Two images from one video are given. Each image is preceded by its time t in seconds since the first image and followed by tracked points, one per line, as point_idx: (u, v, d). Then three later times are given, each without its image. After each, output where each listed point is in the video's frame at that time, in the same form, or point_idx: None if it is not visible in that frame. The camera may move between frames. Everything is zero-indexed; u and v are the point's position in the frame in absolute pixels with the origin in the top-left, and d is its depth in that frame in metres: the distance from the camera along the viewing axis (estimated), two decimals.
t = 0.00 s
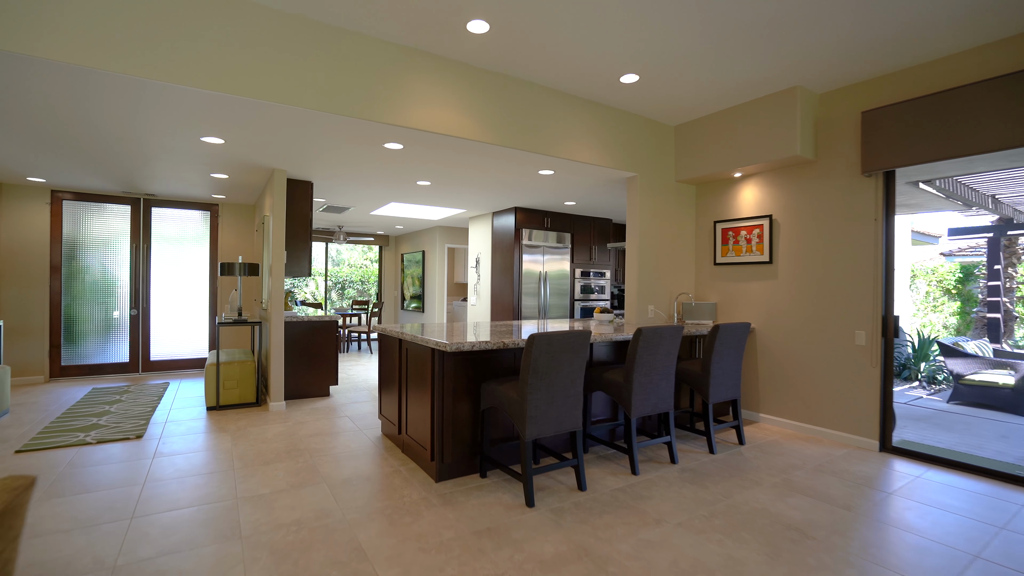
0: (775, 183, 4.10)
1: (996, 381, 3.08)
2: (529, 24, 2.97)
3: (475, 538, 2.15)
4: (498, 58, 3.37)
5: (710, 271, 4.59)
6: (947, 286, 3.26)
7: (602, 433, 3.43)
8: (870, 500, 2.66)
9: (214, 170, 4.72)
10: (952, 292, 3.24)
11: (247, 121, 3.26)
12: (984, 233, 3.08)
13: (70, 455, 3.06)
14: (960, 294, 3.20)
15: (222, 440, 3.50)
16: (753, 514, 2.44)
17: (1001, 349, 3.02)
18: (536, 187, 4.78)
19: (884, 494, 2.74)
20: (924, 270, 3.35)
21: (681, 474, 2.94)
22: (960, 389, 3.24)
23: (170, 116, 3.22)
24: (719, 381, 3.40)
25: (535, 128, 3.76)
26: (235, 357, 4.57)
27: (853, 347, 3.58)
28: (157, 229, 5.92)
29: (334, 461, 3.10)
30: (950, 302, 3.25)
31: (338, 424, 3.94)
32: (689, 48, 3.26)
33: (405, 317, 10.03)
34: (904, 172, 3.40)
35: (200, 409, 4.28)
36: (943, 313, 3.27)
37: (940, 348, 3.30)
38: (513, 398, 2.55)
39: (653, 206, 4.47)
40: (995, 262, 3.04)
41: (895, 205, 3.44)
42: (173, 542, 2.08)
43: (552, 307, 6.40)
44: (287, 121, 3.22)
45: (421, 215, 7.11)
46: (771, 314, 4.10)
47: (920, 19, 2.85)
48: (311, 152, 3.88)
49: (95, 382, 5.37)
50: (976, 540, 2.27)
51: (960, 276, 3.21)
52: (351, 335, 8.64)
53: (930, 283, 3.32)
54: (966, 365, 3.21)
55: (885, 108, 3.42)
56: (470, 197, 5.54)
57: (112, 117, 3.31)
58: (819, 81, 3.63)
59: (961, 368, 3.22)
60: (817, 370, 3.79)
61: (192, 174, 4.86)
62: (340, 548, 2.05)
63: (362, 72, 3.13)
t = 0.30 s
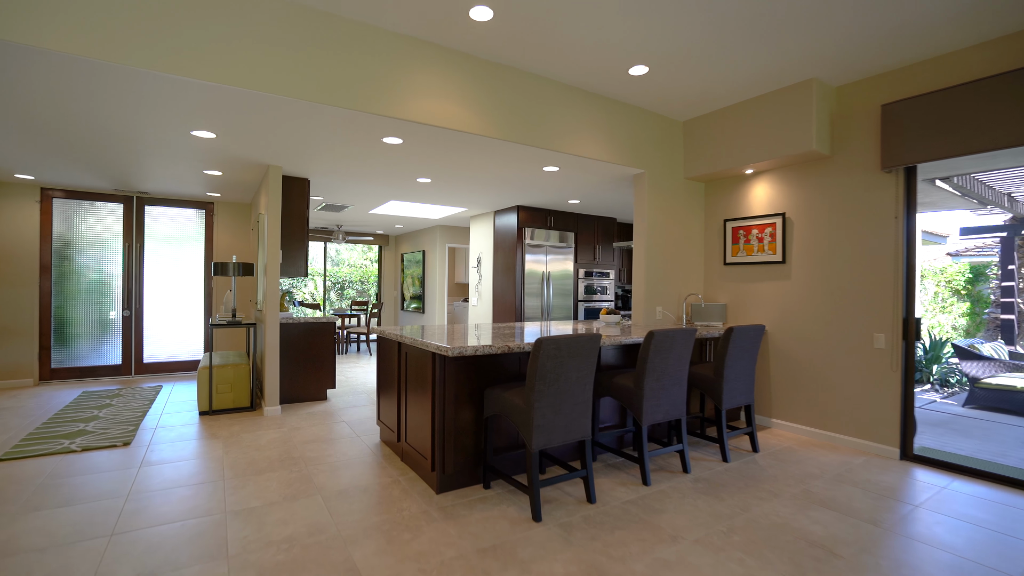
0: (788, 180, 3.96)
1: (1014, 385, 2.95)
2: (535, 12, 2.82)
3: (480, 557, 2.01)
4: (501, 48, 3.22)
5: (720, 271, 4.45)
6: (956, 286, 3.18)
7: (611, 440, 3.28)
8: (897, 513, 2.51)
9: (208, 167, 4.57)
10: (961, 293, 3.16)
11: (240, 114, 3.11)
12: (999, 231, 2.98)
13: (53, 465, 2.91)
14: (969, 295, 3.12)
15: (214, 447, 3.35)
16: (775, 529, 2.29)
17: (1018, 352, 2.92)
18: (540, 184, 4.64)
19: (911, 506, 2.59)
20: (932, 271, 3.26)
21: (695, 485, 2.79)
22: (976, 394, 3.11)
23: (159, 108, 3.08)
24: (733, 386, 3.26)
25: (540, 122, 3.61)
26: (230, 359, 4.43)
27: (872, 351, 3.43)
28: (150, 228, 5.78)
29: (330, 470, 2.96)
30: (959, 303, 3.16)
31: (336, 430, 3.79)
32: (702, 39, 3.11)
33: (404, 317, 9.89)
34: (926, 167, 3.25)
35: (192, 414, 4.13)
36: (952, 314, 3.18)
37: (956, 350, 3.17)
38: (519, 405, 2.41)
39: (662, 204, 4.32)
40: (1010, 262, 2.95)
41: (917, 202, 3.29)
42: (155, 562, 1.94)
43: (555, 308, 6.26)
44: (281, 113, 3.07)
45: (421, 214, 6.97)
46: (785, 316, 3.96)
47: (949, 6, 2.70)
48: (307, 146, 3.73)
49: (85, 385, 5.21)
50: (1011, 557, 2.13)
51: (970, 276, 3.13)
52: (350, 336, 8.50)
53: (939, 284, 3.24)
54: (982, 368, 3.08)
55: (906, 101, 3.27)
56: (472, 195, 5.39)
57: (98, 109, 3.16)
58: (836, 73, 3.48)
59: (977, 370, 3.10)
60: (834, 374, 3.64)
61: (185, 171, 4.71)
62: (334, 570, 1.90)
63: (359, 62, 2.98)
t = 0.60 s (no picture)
0: (805, 177, 3.81)
1: None
2: None
3: None
4: (506, 36, 3.06)
5: (732, 271, 4.30)
6: (966, 287, 3.09)
7: (621, 449, 3.13)
8: (930, 528, 2.35)
9: (201, 163, 4.42)
10: (973, 294, 3.08)
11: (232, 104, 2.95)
12: (1012, 229, 2.90)
13: (34, 475, 2.75)
14: (981, 296, 3.04)
15: (206, 455, 3.20)
16: (802, 548, 2.14)
17: None
18: (545, 180, 4.48)
19: (943, 521, 2.43)
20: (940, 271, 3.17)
21: (713, 497, 2.64)
22: (994, 398, 2.99)
23: (146, 99, 2.92)
24: (750, 391, 3.11)
25: (547, 115, 3.46)
26: (224, 362, 4.27)
27: (896, 354, 3.27)
28: (144, 227, 5.63)
29: (327, 481, 2.80)
30: (970, 304, 3.08)
31: (333, 437, 3.63)
32: (718, 28, 2.95)
33: (405, 318, 9.74)
34: (953, 161, 3.09)
35: (185, 419, 3.98)
36: (962, 315, 3.09)
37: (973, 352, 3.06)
38: (529, 413, 2.26)
39: (672, 201, 4.17)
40: None
41: (943, 197, 3.13)
42: None
43: (559, 309, 6.11)
44: (274, 103, 2.91)
45: (422, 213, 6.82)
46: (801, 318, 3.81)
47: None
48: (303, 139, 3.58)
49: (76, 388, 5.06)
50: None
51: (982, 276, 3.05)
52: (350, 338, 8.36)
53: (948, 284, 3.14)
54: (1002, 371, 2.98)
55: (932, 92, 3.11)
56: (474, 192, 5.24)
57: (84, 100, 3.01)
58: (857, 64, 3.32)
59: (996, 374, 2.99)
60: (855, 379, 3.49)
61: (179, 167, 4.56)
62: None
63: (356, 51, 2.82)
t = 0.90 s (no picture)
0: (820, 173, 3.67)
1: None
2: None
3: None
4: (510, 24, 2.91)
5: (744, 271, 4.16)
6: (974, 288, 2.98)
7: (632, 457, 2.99)
8: (965, 545, 2.21)
9: (194, 159, 4.28)
10: (982, 295, 2.96)
11: (223, 94, 2.81)
12: None
13: (12, 488, 2.59)
14: (991, 296, 2.92)
15: (196, 464, 3.05)
16: (831, 567, 1.99)
17: None
18: (550, 177, 4.34)
19: (978, 536, 2.28)
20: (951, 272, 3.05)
21: (731, 510, 2.49)
22: (1015, 402, 2.84)
23: (133, 89, 2.77)
24: (766, 396, 2.96)
25: (554, 108, 3.32)
26: (218, 365, 4.12)
27: (919, 358, 3.13)
28: (137, 226, 5.49)
29: (323, 493, 2.66)
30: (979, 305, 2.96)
31: (330, 444, 3.49)
32: (734, 16, 2.80)
33: (405, 320, 9.60)
34: (980, 156, 2.94)
35: (176, 425, 3.82)
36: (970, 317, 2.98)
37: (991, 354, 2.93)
38: (537, 422, 2.12)
39: (682, 198, 4.03)
40: None
41: (970, 193, 2.98)
42: None
43: (563, 310, 5.97)
44: (268, 93, 2.77)
45: (423, 212, 6.68)
46: (817, 320, 3.66)
47: None
48: (299, 133, 3.44)
49: (66, 392, 4.90)
50: None
51: (992, 277, 2.93)
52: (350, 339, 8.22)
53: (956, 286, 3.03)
54: (1020, 375, 2.84)
55: (957, 82, 2.96)
56: (476, 190, 5.10)
57: (67, 91, 2.86)
58: (878, 55, 3.17)
59: (1015, 377, 2.85)
60: (875, 383, 3.34)
61: (171, 164, 4.42)
62: None
63: (352, 38, 2.67)
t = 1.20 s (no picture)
0: (836, 168, 3.53)
1: None
2: None
3: None
4: (513, 10, 2.76)
5: (755, 270, 4.01)
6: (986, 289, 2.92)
7: (642, 465, 2.84)
8: (1002, 562, 2.06)
9: (185, 154, 4.13)
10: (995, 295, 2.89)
11: (211, 83, 2.66)
12: None
13: None
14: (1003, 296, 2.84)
15: (183, 473, 2.91)
16: None
17: None
18: (554, 172, 4.19)
19: (1016, 552, 2.13)
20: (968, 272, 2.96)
21: (749, 524, 2.34)
22: None
23: (115, 77, 2.63)
24: (783, 402, 2.82)
25: (559, 99, 3.18)
26: (209, 368, 3.97)
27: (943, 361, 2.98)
28: (129, 224, 5.35)
29: (316, 505, 2.51)
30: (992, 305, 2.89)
31: (326, 451, 3.34)
32: None
33: (405, 321, 9.40)
34: (1007, 148, 2.80)
35: (165, 431, 3.68)
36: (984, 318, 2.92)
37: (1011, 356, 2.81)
38: (544, 432, 1.97)
39: (691, 195, 3.88)
40: None
41: (998, 188, 2.84)
42: None
43: (566, 311, 5.82)
44: (257, 81, 2.62)
45: (423, 210, 6.54)
46: (833, 321, 3.52)
47: None
48: (293, 125, 3.29)
49: (54, 395, 4.75)
50: None
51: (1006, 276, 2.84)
52: (348, 340, 8.08)
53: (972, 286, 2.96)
54: None
55: (984, 71, 2.82)
56: (477, 186, 4.95)
57: (46, 80, 2.71)
58: (899, 43, 3.03)
59: None
60: (896, 387, 3.19)
61: (162, 159, 4.27)
62: None
63: (346, 23, 2.53)
